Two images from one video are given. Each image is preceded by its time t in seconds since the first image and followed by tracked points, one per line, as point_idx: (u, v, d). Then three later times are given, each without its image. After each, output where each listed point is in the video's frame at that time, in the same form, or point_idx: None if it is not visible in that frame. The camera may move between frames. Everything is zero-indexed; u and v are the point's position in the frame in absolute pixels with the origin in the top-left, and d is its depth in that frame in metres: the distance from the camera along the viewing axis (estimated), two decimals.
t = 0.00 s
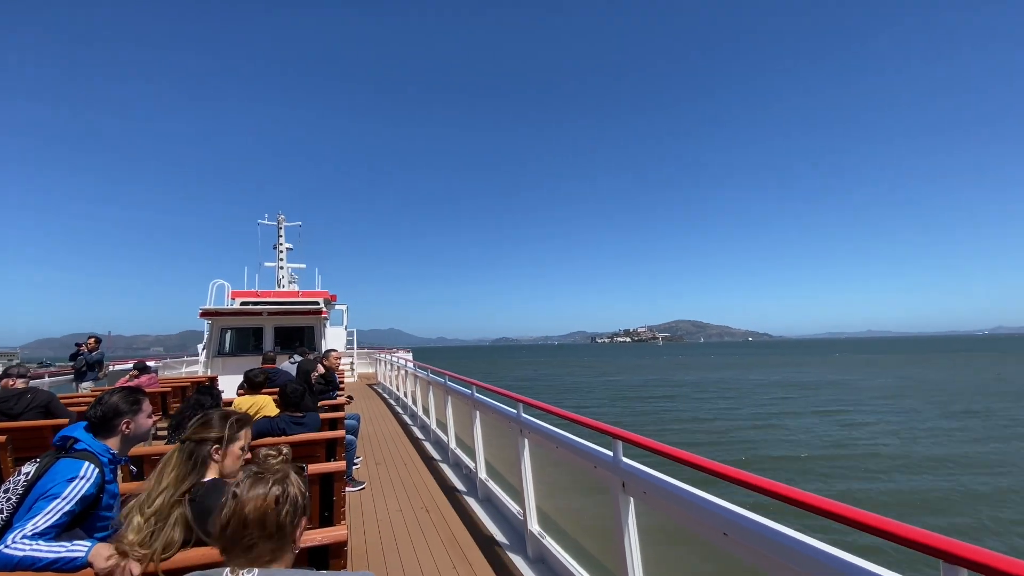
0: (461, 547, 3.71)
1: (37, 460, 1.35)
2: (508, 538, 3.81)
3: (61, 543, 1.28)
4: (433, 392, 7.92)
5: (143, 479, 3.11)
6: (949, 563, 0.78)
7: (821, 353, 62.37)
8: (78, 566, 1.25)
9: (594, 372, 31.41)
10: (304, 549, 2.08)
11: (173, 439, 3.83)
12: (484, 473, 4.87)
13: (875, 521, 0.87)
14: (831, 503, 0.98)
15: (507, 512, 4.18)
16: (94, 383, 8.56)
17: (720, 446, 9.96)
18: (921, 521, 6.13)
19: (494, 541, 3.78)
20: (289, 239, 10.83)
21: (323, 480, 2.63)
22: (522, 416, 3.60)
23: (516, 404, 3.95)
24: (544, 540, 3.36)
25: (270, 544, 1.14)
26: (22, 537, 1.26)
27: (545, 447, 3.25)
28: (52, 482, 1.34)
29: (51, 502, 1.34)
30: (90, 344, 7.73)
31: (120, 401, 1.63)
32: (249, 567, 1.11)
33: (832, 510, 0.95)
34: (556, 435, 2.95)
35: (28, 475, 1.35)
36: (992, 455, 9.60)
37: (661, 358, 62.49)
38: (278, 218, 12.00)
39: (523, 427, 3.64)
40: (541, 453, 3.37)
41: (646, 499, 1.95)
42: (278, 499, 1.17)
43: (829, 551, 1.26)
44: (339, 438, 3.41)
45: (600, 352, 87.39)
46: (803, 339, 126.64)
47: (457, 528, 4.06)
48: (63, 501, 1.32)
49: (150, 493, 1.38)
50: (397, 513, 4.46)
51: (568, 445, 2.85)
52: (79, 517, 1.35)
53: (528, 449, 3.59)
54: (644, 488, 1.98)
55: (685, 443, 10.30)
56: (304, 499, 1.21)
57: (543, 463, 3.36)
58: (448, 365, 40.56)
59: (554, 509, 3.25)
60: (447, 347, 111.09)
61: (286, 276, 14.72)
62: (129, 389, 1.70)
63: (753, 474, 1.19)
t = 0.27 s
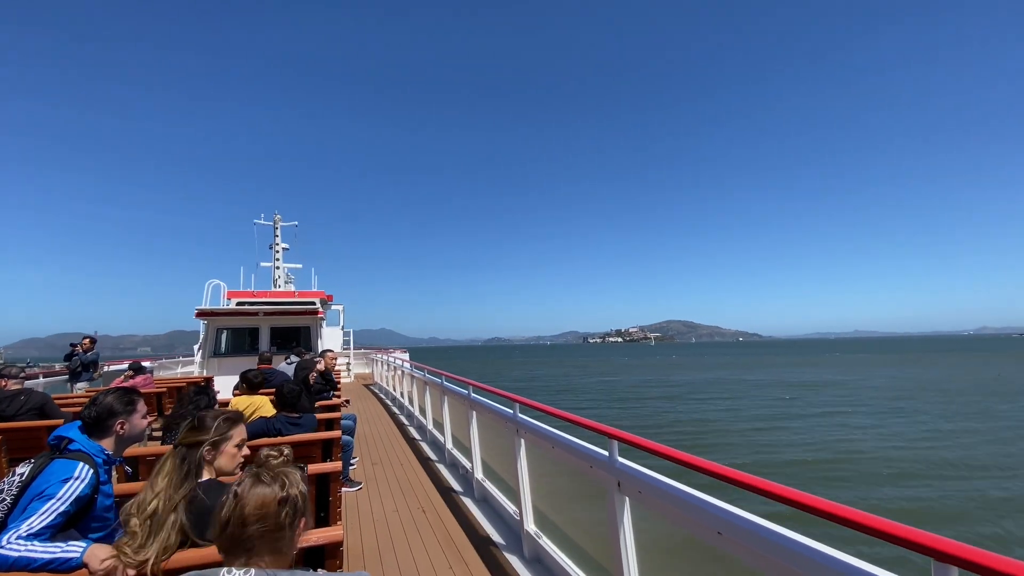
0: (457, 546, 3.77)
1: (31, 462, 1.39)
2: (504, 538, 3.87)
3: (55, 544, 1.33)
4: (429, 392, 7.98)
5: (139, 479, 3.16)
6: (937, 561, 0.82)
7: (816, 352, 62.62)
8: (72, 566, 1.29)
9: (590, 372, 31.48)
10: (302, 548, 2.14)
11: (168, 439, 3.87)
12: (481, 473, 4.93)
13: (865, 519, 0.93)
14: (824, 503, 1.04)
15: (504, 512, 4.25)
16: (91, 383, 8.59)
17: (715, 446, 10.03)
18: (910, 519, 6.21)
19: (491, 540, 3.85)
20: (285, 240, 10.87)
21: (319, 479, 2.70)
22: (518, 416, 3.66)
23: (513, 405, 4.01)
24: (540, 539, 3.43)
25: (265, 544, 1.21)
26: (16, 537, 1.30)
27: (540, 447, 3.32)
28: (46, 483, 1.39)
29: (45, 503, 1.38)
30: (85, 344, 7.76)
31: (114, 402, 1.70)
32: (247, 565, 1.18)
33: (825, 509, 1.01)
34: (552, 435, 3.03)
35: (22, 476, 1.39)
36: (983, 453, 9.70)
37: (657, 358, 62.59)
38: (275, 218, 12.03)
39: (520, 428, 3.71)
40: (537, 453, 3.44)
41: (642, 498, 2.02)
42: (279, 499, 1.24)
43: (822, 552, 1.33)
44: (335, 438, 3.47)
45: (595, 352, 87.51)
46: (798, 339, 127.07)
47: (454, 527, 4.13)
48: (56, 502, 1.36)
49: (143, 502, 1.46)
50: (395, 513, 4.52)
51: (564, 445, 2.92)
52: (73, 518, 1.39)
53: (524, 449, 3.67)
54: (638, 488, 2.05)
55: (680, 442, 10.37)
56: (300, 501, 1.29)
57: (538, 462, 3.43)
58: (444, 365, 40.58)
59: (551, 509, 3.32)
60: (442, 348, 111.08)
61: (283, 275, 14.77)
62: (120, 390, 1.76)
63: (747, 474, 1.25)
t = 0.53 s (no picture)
0: (452, 547, 3.69)
1: (23, 462, 1.35)
2: (500, 538, 3.80)
3: (47, 544, 1.29)
4: (425, 392, 7.89)
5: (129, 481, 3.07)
6: (937, 562, 0.78)
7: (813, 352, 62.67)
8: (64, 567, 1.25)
9: (587, 373, 31.37)
10: (294, 549, 2.07)
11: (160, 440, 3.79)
12: (477, 473, 4.86)
13: (860, 519, 0.88)
14: (819, 501, 0.98)
15: (499, 512, 4.18)
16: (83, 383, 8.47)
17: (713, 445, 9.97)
18: (910, 518, 6.15)
19: (486, 541, 3.77)
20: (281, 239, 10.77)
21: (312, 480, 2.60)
22: (515, 416, 3.59)
23: (508, 404, 3.94)
24: (535, 539, 3.36)
25: (259, 545, 1.14)
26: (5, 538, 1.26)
27: (536, 446, 3.25)
28: (35, 484, 1.35)
29: (35, 505, 1.34)
30: (78, 344, 7.65)
31: (106, 401, 1.63)
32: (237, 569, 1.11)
33: (819, 508, 0.95)
34: (547, 434, 2.96)
35: (13, 477, 1.35)
36: (981, 452, 9.65)
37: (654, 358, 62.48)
38: (270, 218, 11.93)
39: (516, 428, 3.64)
40: (533, 453, 3.37)
41: (637, 498, 1.95)
42: (270, 499, 1.18)
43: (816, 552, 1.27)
44: (330, 438, 3.36)
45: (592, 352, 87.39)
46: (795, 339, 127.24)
47: (448, 527, 4.05)
48: (46, 503, 1.33)
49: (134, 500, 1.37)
50: (389, 513, 4.45)
51: (560, 444, 2.85)
52: (65, 519, 1.35)
53: (521, 449, 3.60)
54: (633, 488, 1.98)
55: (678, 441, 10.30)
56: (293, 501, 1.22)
57: (534, 462, 3.36)
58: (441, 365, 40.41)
59: (547, 508, 3.24)
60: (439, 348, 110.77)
61: (278, 275, 14.64)
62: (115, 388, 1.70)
63: (742, 472, 1.19)
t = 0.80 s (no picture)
0: (448, 548, 3.50)
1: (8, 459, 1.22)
2: (496, 539, 3.63)
3: (37, 545, 1.16)
4: (421, 392, 7.70)
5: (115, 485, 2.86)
6: None
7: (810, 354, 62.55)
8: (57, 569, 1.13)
9: (585, 374, 31.16)
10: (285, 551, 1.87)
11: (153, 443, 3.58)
12: (473, 474, 4.67)
13: (937, 546, 0.73)
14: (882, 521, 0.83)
15: (495, 513, 3.99)
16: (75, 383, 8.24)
17: (715, 447, 9.81)
18: (920, 523, 6.02)
19: (481, 542, 3.58)
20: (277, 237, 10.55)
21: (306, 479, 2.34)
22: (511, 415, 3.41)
23: (504, 405, 3.75)
24: (532, 540, 3.18)
25: (249, 544, 0.97)
26: None
27: (533, 447, 3.06)
28: (23, 483, 1.22)
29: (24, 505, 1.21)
30: (71, 343, 7.43)
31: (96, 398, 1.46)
32: None
33: (879, 528, 0.81)
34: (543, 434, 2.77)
35: None
36: (985, 456, 9.54)
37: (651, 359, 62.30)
38: (266, 216, 11.71)
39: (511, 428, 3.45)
40: (529, 454, 3.18)
41: (632, 499, 1.77)
42: (258, 496, 1.00)
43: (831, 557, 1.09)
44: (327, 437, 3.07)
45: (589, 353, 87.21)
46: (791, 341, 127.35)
47: (441, 528, 3.87)
48: (37, 502, 1.20)
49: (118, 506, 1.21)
50: (382, 514, 4.27)
51: (557, 443, 2.67)
52: (57, 519, 1.23)
53: (517, 450, 3.41)
54: (629, 487, 1.80)
55: (679, 443, 10.15)
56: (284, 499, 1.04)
57: (530, 463, 3.18)
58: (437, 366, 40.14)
59: (543, 509, 3.06)
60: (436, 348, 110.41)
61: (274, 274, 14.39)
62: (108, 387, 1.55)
63: (777, 483, 1.02)
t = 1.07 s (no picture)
0: (444, 549, 3.36)
1: None
2: (491, 540, 3.49)
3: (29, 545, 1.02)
4: (419, 393, 7.55)
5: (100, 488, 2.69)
6: None
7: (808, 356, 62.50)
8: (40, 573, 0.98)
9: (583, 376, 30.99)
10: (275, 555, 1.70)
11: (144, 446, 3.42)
12: (469, 475, 4.53)
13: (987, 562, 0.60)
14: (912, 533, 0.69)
15: (492, 513, 3.85)
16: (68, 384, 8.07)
17: (717, 449, 9.70)
18: (929, 527, 5.90)
19: (477, 543, 3.45)
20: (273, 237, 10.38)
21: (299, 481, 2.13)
22: (507, 416, 3.26)
23: (501, 405, 3.61)
24: (528, 542, 3.05)
25: (236, 547, 0.86)
26: None
27: (529, 446, 2.92)
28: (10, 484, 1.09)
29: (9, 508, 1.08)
30: (64, 343, 7.26)
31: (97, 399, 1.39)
32: None
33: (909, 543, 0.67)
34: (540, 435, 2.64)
35: None
36: (988, 459, 9.46)
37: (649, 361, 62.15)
38: (262, 215, 11.53)
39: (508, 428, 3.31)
40: (526, 453, 3.04)
41: (629, 500, 1.63)
42: (245, 498, 0.90)
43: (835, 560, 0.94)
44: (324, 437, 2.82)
45: (587, 355, 87.04)
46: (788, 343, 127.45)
47: (436, 529, 3.73)
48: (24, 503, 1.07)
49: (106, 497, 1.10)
50: (375, 516, 4.13)
51: (553, 443, 2.53)
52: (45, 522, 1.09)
53: (513, 451, 3.27)
54: (625, 488, 1.66)
55: (681, 446, 10.00)
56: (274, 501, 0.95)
57: (527, 463, 3.04)
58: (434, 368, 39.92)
59: (540, 511, 2.92)
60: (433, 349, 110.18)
61: (270, 273, 14.21)
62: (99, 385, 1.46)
63: (797, 492, 0.88)
